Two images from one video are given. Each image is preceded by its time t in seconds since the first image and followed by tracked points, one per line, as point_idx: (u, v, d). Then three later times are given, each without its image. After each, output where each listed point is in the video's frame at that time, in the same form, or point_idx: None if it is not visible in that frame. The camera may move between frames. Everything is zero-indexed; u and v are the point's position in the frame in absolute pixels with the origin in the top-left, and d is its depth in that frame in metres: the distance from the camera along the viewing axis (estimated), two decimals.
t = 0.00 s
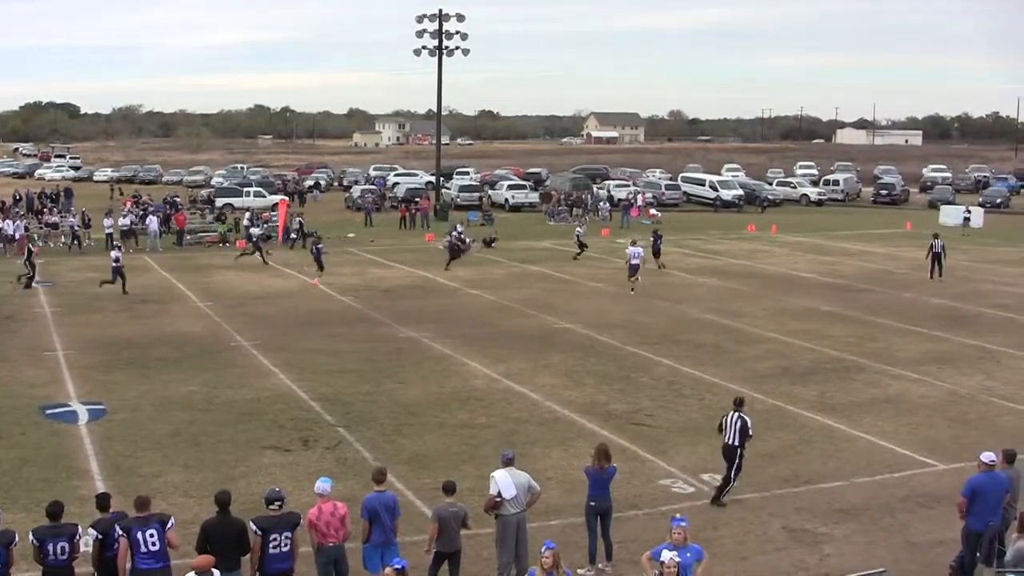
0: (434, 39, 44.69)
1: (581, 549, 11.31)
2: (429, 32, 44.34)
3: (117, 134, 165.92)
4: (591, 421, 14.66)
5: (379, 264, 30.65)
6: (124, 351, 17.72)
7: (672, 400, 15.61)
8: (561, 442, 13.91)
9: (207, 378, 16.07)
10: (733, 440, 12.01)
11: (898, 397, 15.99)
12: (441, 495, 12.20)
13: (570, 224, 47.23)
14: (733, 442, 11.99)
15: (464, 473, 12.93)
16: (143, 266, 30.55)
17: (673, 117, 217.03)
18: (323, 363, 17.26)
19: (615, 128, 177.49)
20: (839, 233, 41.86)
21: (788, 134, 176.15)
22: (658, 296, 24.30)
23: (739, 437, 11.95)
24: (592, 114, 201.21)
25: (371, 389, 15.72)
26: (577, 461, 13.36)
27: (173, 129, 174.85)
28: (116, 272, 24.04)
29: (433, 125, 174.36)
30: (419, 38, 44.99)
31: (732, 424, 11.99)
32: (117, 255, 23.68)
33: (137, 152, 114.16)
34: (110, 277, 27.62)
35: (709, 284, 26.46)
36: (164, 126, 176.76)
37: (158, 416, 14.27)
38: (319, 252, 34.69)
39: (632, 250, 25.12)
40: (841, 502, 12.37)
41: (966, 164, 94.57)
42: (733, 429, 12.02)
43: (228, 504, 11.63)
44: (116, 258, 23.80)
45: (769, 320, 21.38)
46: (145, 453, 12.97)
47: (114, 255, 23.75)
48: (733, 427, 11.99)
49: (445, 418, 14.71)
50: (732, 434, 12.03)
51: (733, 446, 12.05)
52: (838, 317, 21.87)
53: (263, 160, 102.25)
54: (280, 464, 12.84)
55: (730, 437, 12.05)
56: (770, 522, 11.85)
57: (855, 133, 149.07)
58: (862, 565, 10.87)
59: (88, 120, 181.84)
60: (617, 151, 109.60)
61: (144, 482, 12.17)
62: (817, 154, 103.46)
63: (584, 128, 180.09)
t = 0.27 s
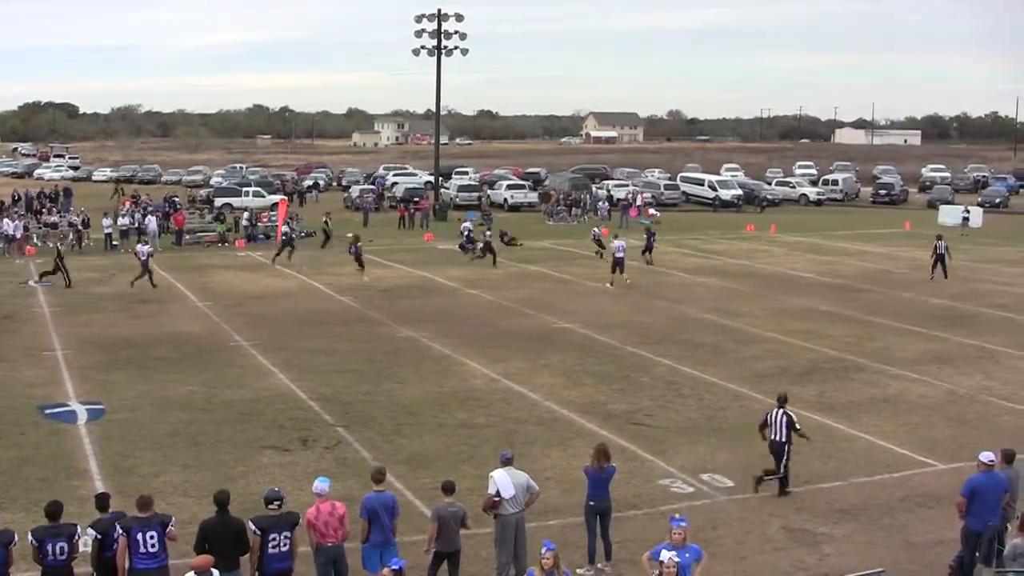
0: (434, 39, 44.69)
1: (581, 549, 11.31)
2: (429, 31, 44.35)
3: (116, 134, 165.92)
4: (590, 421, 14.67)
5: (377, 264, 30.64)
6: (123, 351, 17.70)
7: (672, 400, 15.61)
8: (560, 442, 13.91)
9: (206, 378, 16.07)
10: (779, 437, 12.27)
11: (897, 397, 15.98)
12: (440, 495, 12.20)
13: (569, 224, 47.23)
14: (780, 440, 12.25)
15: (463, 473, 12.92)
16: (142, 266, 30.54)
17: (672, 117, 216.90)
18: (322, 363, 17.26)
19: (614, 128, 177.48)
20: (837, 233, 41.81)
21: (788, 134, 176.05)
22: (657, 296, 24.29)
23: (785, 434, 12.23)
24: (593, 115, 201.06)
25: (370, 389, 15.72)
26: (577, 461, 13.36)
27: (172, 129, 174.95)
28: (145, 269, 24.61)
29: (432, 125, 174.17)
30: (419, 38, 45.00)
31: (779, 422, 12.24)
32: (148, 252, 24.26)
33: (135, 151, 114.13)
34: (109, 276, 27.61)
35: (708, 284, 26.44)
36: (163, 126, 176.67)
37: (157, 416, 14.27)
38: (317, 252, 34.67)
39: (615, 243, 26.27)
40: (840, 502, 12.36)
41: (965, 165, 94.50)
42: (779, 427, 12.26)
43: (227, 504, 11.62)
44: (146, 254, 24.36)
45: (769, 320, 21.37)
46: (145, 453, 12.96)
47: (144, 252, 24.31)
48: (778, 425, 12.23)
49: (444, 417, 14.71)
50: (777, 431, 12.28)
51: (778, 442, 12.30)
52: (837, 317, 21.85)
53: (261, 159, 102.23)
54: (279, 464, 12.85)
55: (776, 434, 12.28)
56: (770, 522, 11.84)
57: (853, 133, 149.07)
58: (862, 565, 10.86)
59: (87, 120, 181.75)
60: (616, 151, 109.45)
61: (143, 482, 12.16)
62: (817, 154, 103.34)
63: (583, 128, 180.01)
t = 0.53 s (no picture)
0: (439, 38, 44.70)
1: (586, 549, 11.31)
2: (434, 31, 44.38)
3: (120, 134, 165.88)
4: (596, 420, 14.67)
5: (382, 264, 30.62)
6: (127, 350, 17.69)
7: (677, 400, 15.61)
8: (566, 442, 13.91)
9: (211, 378, 16.06)
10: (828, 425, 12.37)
11: (902, 396, 15.98)
12: (445, 495, 12.20)
13: (575, 224, 47.23)
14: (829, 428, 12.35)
15: (468, 472, 12.91)
16: (147, 266, 30.52)
17: (678, 117, 216.79)
18: (327, 363, 17.26)
19: (620, 128, 177.48)
20: (842, 232, 41.77)
21: (793, 134, 175.98)
22: (661, 296, 24.28)
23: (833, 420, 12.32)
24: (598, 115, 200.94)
25: (375, 388, 15.71)
26: (582, 461, 13.37)
27: (177, 129, 175.11)
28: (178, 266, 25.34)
29: (437, 125, 174.04)
30: (425, 37, 45.04)
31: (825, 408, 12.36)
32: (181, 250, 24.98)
33: (140, 151, 114.10)
34: (113, 276, 27.62)
35: (713, 284, 26.43)
36: (169, 126, 176.63)
37: (162, 415, 14.28)
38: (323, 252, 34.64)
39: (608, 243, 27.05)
40: (845, 502, 12.37)
41: (970, 165, 94.40)
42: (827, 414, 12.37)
43: (232, 504, 11.61)
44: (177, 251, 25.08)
45: (774, 320, 21.35)
46: (150, 453, 12.96)
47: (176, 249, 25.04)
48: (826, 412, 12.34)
49: (449, 417, 14.70)
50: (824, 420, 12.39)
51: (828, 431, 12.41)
52: (842, 317, 21.84)
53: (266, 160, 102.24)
54: (284, 464, 12.84)
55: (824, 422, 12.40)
56: (775, 522, 11.84)
57: (858, 133, 148.96)
58: (866, 565, 10.87)
59: (90, 119, 181.72)
60: (622, 151, 109.20)
61: (148, 482, 12.15)
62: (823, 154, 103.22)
63: (590, 127, 180.04)
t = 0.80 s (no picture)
0: (447, 37, 44.62)
1: (595, 549, 11.30)
2: (442, 30, 44.33)
3: (127, 134, 165.85)
4: (605, 420, 14.66)
5: (391, 264, 30.61)
6: (134, 350, 17.67)
7: (686, 400, 15.61)
8: (575, 442, 13.91)
9: (218, 378, 16.06)
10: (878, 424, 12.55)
11: (910, 396, 15.98)
12: (454, 495, 12.19)
13: (584, 224, 47.24)
14: (879, 425, 12.53)
15: (477, 472, 12.90)
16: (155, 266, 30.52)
17: (689, 117, 216.48)
18: (335, 363, 17.26)
19: (629, 128, 177.44)
20: (850, 232, 41.70)
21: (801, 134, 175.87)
22: (670, 296, 24.25)
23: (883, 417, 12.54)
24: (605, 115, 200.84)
25: (383, 388, 15.70)
26: (591, 461, 13.37)
27: (184, 129, 175.25)
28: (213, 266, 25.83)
29: (445, 125, 173.98)
30: (433, 36, 44.96)
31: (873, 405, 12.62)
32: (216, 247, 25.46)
33: (149, 151, 114.11)
34: (123, 276, 27.63)
35: (722, 284, 26.42)
36: (176, 126, 176.58)
37: (171, 415, 14.28)
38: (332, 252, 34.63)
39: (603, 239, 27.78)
40: (853, 501, 12.38)
41: (979, 165, 94.22)
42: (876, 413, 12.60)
43: (241, 504, 11.59)
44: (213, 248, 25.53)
45: (783, 320, 21.33)
46: (159, 452, 12.95)
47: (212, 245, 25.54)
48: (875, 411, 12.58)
49: (458, 417, 14.69)
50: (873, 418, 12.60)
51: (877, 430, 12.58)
52: (851, 317, 21.83)
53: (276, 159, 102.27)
54: (293, 464, 12.83)
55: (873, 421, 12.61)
56: (783, 522, 11.83)
57: (867, 132, 148.85)
58: (875, 564, 10.87)
59: (94, 119, 181.73)
60: (631, 151, 108.67)
61: (157, 482, 12.14)
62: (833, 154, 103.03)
63: (600, 127, 180.10)
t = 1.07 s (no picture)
0: (457, 36, 44.50)
1: (605, 548, 11.27)
2: (452, 29, 44.22)
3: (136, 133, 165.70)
4: (615, 420, 14.66)
5: (401, 264, 30.55)
6: (143, 350, 17.64)
7: (696, 400, 15.61)
8: (587, 441, 13.90)
9: (227, 377, 16.05)
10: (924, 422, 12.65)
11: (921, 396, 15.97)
12: (465, 495, 12.18)
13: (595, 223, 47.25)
14: (925, 424, 12.63)
15: (488, 472, 12.90)
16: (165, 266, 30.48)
17: (699, 117, 216.22)
18: (344, 362, 17.27)
19: (640, 127, 177.28)
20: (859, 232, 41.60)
21: (810, 134, 175.70)
22: (681, 296, 24.19)
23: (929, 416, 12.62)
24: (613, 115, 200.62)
25: (393, 387, 15.70)
26: (602, 461, 13.37)
27: (193, 128, 175.29)
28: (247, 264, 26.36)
29: (454, 124, 173.85)
30: (443, 35, 44.83)
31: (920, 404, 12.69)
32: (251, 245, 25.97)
33: (160, 151, 113.99)
34: (133, 275, 27.60)
35: (733, 283, 26.38)
36: (186, 125, 176.41)
37: (182, 415, 14.27)
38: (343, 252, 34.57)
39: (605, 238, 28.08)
40: (863, 501, 12.38)
41: (988, 165, 93.93)
42: (922, 411, 12.68)
43: (252, 504, 11.57)
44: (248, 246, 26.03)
45: (794, 320, 21.29)
46: (169, 452, 12.94)
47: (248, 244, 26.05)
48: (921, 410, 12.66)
49: (468, 417, 14.70)
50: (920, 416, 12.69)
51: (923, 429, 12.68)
52: (862, 317, 21.78)
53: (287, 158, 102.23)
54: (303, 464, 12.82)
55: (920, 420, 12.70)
56: (794, 522, 11.83)
57: (877, 132, 148.78)
58: (885, 565, 10.86)
59: (102, 118, 181.66)
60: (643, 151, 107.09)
61: (168, 482, 12.13)
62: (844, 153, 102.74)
63: (612, 127, 180.04)
